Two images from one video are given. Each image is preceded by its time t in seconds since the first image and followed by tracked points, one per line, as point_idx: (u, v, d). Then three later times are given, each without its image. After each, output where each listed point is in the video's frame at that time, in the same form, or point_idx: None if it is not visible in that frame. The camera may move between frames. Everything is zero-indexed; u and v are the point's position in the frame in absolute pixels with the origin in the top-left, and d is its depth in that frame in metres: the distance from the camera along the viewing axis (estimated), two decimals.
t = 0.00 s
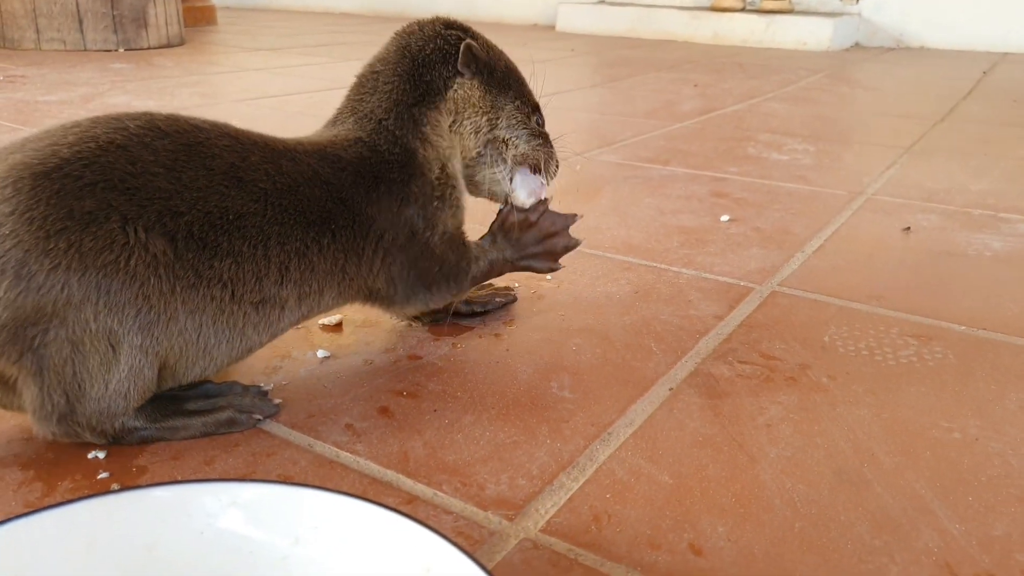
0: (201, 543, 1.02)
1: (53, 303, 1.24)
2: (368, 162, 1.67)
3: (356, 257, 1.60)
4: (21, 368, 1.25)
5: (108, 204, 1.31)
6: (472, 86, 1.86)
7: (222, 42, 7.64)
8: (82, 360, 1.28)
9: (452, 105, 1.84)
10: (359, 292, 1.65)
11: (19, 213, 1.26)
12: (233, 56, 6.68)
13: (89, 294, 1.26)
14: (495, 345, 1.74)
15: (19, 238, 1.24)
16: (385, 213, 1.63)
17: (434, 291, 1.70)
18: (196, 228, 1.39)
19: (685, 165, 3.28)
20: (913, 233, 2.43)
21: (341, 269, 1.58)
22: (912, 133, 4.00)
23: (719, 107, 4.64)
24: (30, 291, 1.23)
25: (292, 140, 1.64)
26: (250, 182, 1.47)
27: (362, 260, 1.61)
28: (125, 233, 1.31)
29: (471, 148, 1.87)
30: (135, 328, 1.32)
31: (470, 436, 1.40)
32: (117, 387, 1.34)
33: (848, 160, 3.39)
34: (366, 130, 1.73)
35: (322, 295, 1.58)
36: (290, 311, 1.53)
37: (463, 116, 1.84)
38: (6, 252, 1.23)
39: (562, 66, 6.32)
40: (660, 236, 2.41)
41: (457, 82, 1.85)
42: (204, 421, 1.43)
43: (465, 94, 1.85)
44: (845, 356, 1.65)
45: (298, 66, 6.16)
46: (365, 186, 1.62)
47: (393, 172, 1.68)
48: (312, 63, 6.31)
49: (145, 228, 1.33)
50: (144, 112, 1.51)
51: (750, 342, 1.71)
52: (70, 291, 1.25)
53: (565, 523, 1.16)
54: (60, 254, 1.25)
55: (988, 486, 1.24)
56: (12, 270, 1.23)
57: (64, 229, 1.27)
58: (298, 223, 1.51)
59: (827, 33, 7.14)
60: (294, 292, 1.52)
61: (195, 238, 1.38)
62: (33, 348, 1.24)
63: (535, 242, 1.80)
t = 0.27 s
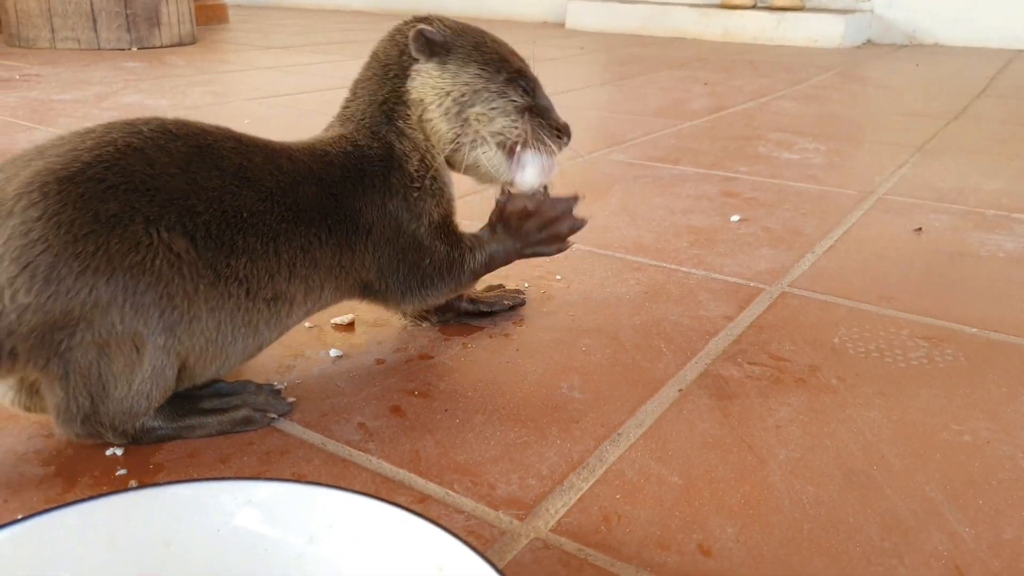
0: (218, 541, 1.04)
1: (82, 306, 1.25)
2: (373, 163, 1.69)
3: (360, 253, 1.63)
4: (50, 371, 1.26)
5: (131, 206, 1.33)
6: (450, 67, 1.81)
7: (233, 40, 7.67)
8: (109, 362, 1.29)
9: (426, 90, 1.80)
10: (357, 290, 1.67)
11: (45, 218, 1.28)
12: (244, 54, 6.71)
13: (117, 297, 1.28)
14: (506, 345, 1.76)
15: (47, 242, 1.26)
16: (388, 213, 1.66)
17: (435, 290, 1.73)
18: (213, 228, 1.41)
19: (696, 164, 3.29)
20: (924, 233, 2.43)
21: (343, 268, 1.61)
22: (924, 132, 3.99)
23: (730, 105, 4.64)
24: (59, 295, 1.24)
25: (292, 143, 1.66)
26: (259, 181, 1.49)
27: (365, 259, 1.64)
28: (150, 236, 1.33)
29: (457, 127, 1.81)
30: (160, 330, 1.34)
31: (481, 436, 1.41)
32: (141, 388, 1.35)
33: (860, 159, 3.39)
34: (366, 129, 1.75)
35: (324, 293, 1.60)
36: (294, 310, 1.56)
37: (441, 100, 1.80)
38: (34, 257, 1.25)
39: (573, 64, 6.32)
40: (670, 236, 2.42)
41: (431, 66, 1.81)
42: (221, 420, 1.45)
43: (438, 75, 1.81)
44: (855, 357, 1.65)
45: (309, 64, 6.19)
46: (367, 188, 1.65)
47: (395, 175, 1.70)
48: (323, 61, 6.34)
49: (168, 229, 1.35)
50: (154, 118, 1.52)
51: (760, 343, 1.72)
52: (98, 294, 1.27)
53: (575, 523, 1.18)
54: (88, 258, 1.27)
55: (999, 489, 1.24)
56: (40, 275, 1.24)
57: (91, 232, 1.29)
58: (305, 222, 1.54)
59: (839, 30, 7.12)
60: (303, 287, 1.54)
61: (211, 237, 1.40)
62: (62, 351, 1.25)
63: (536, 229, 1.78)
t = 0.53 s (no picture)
0: (234, 539, 1.06)
1: (94, 295, 1.28)
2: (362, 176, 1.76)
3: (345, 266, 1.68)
4: (65, 362, 1.29)
5: (135, 199, 1.38)
6: (436, 81, 1.85)
7: (255, 39, 7.74)
8: (122, 353, 1.32)
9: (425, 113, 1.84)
10: (344, 307, 1.72)
11: (54, 212, 1.31)
12: (266, 53, 6.77)
13: (128, 284, 1.31)
14: (519, 348, 1.77)
15: (56, 235, 1.29)
16: (375, 227, 1.72)
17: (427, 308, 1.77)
18: (209, 227, 1.46)
19: (713, 166, 3.28)
20: (942, 238, 2.42)
21: (330, 281, 1.67)
22: (945, 134, 3.96)
23: (749, 106, 4.63)
24: (71, 284, 1.27)
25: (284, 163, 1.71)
26: (252, 190, 1.56)
27: (351, 274, 1.70)
28: (154, 226, 1.36)
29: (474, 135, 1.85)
30: (171, 320, 1.35)
31: (493, 439, 1.43)
32: (155, 381, 1.38)
33: (879, 161, 3.37)
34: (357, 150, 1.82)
35: (311, 307, 1.66)
36: (281, 325, 1.61)
37: (438, 116, 1.84)
38: (45, 249, 1.28)
39: (592, 63, 6.32)
40: (686, 239, 2.42)
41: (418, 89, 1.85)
42: (238, 418, 1.48)
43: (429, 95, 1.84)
44: (868, 363, 1.66)
45: (329, 63, 6.24)
46: (354, 201, 1.72)
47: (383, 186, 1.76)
48: (343, 60, 6.38)
49: (170, 221, 1.40)
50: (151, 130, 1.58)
51: (773, 348, 1.72)
52: (110, 282, 1.30)
53: (585, 526, 1.19)
54: (97, 246, 1.30)
55: (1010, 499, 1.24)
56: (52, 265, 1.27)
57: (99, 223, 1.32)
58: (294, 233, 1.60)
59: (862, 29, 7.06)
60: (294, 294, 1.60)
61: (210, 237, 1.46)
62: (75, 342, 1.29)
63: (530, 276, 1.83)
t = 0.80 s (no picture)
0: (247, 534, 1.09)
1: (125, 282, 1.35)
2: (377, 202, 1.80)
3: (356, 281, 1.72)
4: (95, 346, 1.35)
5: (169, 197, 1.44)
6: (424, 123, 1.81)
7: (278, 36, 7.80)
8: (148, 341, 1.38)
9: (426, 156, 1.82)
10: (348, 331, 1.74)
11: (92, 204, 1.38)
12: (289, 51, 6.82)
13: (158, 272, 1.37)
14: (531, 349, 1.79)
15: (93, 224, 1.36)
16: (386, 248, 1.75)
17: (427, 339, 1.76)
18: (231, 232, 1.53)
19: (731, 168, 3.28)
20: (960, 244, 2.40)
21: (339, 298, 1.70)
22: (968, 137, 3.92)
23: (769, 107, 4.61)
24: (104, 270, 1.34)
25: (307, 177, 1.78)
26: (273, 200, 1.62)
27: (358, 294, 1.72)
28: (186, 220, 1.43)
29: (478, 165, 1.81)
30: (196, 311, 1.41)
31: (502, 439, 1.45)
32: (176, 373, 1.43)
33: (899, 165, 3.35)
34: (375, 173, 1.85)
35: (318, 326, 1.69)
36: (286, 342, 1.65)
37: (442, 152, 1.81)
38: (82, 236, 1.35)
39: (613, 62, 6.31)
40: (701, 242, 2.43)
41: (412, 134, 1.82)
42: (253, 414, 1.50)
43: (422, 137, 1.81)
44: (879, 370, 1.66)
45: (351, 62, 6.28)
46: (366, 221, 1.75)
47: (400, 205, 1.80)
48: (365, 58, 6.42)
49: (200, 217, 1.46)
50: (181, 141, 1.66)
51: (784, 353, 1.73)
52: (141, 270, 1.36)
53: (590, 528, 1.21)
54: (132, 236, 1.37)
55: (1016, 508, 1.24)
56: (88, 252, 1.34)
57: (134, 214, 1.39)
58: (309, 245, 1.65)
59: (887, 29, 7.00)
60: (305, 307, 1.65)
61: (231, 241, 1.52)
62: (105, 327, 1.34)
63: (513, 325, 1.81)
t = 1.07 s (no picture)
0: (248, 530, 1.10)
1: (154, 283, 1.36)
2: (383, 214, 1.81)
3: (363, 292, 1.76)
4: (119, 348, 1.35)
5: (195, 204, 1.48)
6: (404, 163, 1.80)
7: (290, 34, 7.83)
8: (170, 343, 1.39)
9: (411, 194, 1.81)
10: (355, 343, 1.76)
11: (118, 207, 1.39)
12: (300, 49, 6.84)
13: (186, 274, 1.39)
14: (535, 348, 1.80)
15: (121, 226, 1.37)
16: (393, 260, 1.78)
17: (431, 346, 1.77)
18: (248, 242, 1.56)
19: (739, 168, 3.27)
20: (967, 246, 2.39)
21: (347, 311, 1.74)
22: (979, 138, 3.90)
23: (779, 108, 4.59)
24: (133, 272, 1.35)
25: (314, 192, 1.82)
26: (287, 213, 1.66)
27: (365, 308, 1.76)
28: (212, 225, 1.46)
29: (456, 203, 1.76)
30: (219, 314, 1.44)
31: (505, 438, 1.46)
32: (192, 376, 1.44)
33: (909, 166, 3.33)
34: (377, 189, 1.86)
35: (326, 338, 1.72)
36: (292, 355, 1.68)
37: (422, 193, 1.79)
38: (111, 238, 1.35)
39: (624, 62, 6.30)
40: (707, 243, 2.42)
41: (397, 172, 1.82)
42: (258, 413, 1.51)
43: (404, 176, 1.80)
44: (883, 372, 1.65)
45: (363, 60, 6.30)
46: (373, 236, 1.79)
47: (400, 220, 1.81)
48: (376, 57, 6.43)
49: (223, 223, 1.49)
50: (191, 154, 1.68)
51: (788, 354, 1.73)
52: (169, 271, 1.37)
53: (590, 527, 1.21)
54: (160, 238, 1.39)
55: (1017, 511, 1.24)
56: (117, 253, 1.35)
57: (161, 218, 1.41)
58: (319, 258, 1.69)
59: (900, 29, 6.96)
60: (316, 318, 1.68)
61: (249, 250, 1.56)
62: (131, 328, 1.35)
63: (525, 326, 1.81)
